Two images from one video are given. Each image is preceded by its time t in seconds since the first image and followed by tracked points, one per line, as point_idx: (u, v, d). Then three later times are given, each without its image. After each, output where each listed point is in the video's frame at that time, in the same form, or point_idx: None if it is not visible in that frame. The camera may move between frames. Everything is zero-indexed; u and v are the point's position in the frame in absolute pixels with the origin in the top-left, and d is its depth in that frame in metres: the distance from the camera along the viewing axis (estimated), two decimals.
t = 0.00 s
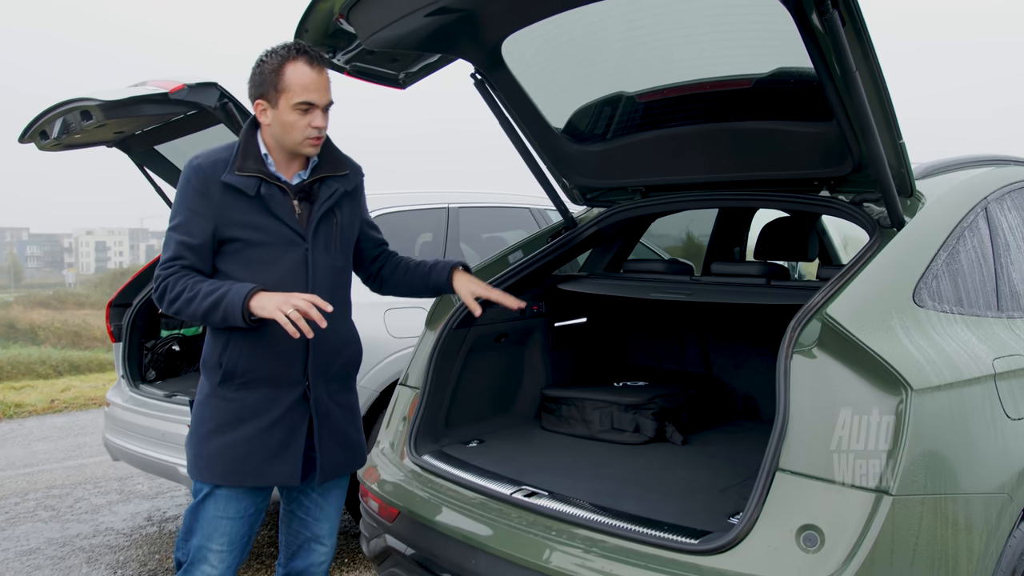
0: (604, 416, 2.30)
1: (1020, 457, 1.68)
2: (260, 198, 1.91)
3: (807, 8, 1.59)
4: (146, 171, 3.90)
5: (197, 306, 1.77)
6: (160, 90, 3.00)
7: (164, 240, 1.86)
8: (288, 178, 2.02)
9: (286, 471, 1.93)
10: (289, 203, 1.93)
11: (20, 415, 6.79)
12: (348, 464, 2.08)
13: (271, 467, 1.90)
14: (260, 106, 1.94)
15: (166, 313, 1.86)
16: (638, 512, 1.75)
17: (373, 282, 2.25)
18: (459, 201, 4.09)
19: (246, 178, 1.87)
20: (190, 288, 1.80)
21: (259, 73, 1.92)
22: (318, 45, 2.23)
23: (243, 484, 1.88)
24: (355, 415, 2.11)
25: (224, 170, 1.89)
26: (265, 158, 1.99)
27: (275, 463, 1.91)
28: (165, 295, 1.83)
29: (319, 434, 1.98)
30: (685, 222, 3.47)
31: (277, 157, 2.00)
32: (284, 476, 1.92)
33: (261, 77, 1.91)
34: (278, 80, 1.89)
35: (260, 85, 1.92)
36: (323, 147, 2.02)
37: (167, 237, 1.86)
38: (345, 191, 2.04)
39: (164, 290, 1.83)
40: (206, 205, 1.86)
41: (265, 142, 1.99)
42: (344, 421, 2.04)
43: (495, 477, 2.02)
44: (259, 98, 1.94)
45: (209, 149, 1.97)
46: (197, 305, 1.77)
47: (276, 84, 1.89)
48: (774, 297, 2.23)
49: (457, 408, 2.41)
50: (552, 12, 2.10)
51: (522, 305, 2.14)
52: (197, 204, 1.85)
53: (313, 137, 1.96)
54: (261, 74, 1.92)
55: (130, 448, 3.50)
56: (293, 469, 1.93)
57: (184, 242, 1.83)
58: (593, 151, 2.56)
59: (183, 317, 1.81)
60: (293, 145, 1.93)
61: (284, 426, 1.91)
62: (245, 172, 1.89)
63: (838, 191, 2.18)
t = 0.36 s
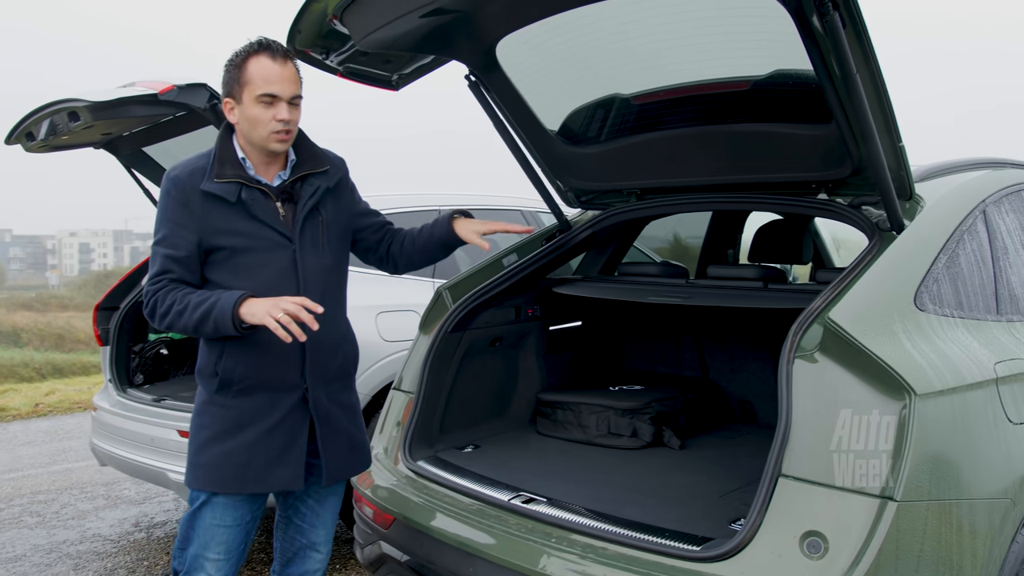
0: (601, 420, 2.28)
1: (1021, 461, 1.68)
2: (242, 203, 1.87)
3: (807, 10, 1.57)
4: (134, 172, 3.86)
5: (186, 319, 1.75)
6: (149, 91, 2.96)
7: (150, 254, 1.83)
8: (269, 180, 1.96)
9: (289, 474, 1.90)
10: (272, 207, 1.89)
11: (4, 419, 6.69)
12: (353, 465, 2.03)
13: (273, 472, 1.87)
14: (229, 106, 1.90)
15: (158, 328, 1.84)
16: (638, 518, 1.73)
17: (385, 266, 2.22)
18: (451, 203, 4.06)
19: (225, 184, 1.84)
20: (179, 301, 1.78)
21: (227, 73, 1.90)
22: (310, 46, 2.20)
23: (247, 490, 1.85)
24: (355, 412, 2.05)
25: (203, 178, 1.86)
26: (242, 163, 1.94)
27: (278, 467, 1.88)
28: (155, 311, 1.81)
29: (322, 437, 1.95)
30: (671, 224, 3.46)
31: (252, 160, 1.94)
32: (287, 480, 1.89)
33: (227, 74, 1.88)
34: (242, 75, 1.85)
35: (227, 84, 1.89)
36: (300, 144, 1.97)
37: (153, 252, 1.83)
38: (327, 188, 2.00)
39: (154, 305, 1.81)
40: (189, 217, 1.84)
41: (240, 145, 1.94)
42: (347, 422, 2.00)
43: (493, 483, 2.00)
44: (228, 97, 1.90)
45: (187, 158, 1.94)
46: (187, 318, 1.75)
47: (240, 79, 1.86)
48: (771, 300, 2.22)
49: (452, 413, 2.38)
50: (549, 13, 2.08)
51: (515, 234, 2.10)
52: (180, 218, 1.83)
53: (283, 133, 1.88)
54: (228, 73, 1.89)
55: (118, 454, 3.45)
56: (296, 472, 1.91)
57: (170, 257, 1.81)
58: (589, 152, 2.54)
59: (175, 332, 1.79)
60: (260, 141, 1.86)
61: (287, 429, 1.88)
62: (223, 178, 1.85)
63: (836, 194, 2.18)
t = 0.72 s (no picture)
0: (606, 417, 2.28)
1: None
2: (247, 198, 1.85)
3: (818, 7, 1.57)
4: (125, 170, 3.81)
5: (184, 310, 1.72)
6: (143, 88, 2.92)
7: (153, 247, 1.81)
8: (275, 176, 1.95)
9: (286, 476, 1.87)
10: (277, 203, 1.87)
11: None
12: (351, 468, 2.00)
13: (270, 473, 1.85)
14: (240, 98, 1.88)
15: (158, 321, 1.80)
16: (651, 516, 1.73)
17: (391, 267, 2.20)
18: (446, 201, 4.05)
19: (231, 178, 1.81)
20: (178, 292, 1.75)
21: (240, 65, 1.87)
22: (312, 43, 2.17)
23: (242, 491, 1.83)
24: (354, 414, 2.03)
25: (209, 172, 1.84)
26: (250, 157, 1.92)
27: (274, 468, 1.85)
28: (155, 302, 1.78)
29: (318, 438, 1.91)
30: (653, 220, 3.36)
31: (260, 155, 1.92)
32: (283, 482, 1.86)
33: (239, 67, 1.85)
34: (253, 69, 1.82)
35: (238, 76, 1.86)
36: (310, 142, 1.95)
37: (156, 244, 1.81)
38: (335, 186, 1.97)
39: (153, 296, 1.78)
40: (193, 209, 1.81)
41: (249, 139, 1.92)
42: (342, 423, 1.96)
43: (501, 482, 1.99)
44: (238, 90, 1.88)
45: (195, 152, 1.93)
46: (184, 309, 1.72)
47: (253, 72, 1.83)
48: (776, 297, 2.23)
49: (456, 412, 2.38)
50: (554, 11, 2.07)
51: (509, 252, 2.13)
52: (183, 209, 1.80)
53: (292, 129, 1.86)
54: (240, 65, 1.86)
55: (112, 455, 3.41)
56: (293, 474, 1.87)
57: (171, 247, 1.78)
58: (590, 149, 2.54)
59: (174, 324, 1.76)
60: (268, 136, 1.84)
61: (283, 431, 1.86)
62: (230, 172, 1.82)
63: (841, 190, 2.18)
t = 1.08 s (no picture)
0: (619, 416, 2.30)
1: None
2: (264, 198, 1.83)
3: (835, 8, 1.59)
4: (124, 170, 3.78)
5: (194, 306, 1.68)
6: (147, 87, 2.91)
7: (160, 237, 1.77)
8: (290, 176, 1.94)
9: (286, 483, 1.87)
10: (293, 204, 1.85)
11: None
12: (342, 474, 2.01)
13: (271, 480, 1.84)
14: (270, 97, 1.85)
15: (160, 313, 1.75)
16: (669, 514, 1.74)
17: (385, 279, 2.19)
18: (446, 200, 4.05)
19: (250, 176, 1.80)
20: (186, 287, 1.70)
21: (272, 63, 1.83)
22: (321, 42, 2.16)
23: (243, 497, 1.83)
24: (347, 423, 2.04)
25: (227, 167, 1.81)
26: (270, 156, 1.90)
27: (274, 475, 1.85)
28: (159, 294, 1.73)
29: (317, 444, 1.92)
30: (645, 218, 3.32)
31: (283, 154, 1.92)
32: (284, 489, 1.86)
33: (274, 68, 1.82)
34: (293, 73, 1.80)
35: (271, 77, 1.83)
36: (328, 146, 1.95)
37: (163, 234, 1.76)
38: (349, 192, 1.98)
39: (158, 288, 1.73)
40: (207, 202, 1.78)
41: (272, 138, 1.90)
42: (338, 429, 1.97)
43: (517, 482, 2.00)
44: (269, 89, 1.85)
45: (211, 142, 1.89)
46: (194, 306, 1.68)
47: (291, 76, 1.81)
48: (786, 295, 2.24)
49: (468, 412, 2.38)
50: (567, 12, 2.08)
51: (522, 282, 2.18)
52: (197, 201, 1.77)
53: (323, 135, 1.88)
54: (274, 66, 1.83)
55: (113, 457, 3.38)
56: (292, 481, 1.87)
57: (181, 240, 1.74)
58: (598, 148, 2.56)
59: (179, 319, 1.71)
60: (303, 142, 1.85)
61: (283, 437, 1.85)
62: (248, 169, 1.81)
63: (851, 188, 2.20)
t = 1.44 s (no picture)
0: (630, 416, 2.37)
1: None
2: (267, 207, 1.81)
3: (852, 9, 1.61)
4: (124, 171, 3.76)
5: (203, 319, 1.64)
6: (152, 89, 2.91)
7: (155, 242, 1.68)
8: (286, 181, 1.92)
9: (281, 495, 1.87)
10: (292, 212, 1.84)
11: None
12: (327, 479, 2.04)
13: (268, 493, 1.84)
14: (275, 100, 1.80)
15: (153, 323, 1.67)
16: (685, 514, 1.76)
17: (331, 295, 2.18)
18: (448, 200, 4.06)
19: (257, 183, 1.77)
20: (191, 298, 1.65)
21: (280, 66, 1.78)
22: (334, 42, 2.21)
23: (241, 513, 1.80)
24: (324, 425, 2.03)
25: (232, 172, 1.76)
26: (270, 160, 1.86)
27: (274, 488, 1.85)
28: (155, 304, 1.65)
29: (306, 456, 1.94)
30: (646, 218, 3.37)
31: (281, 157, 1.88)
32: (280, 501, 1.87)
33: (283, 70, 1.77)
34: (305, 78, 1.77)
35: (280, 79, 1.78)
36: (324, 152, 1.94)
37: (158, 239, 1.68)
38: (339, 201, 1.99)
39: (154, 298, 1.65)
40: (211, 209, 1.73)
41: (272, 140, 1.85)
42: (324, 437, 2.00)
43: (531, 484, 2.01)
44: (275, 91, 1.80)
45: (208, 141, 1.82)
46: (203, 318, 1.64)
47: (304, 80, 1.77)
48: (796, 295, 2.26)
49: (478, 413, 2.41)
50: (581, 14, 2.08)
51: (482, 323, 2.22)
52: (201, 207, 1.71)
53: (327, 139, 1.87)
54: (283, 67, 1.78)
55: (115, 460, 3.36)
56: (287, 492, 1.88)
57: (183, 247, 1.68)
58: (608, 149, 2.57)
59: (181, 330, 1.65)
60: (309, 147, 1.83)
61: (278, 450, 1.85)
62: (255, 176, 1.78)
63: (861, 189, 2.22)
